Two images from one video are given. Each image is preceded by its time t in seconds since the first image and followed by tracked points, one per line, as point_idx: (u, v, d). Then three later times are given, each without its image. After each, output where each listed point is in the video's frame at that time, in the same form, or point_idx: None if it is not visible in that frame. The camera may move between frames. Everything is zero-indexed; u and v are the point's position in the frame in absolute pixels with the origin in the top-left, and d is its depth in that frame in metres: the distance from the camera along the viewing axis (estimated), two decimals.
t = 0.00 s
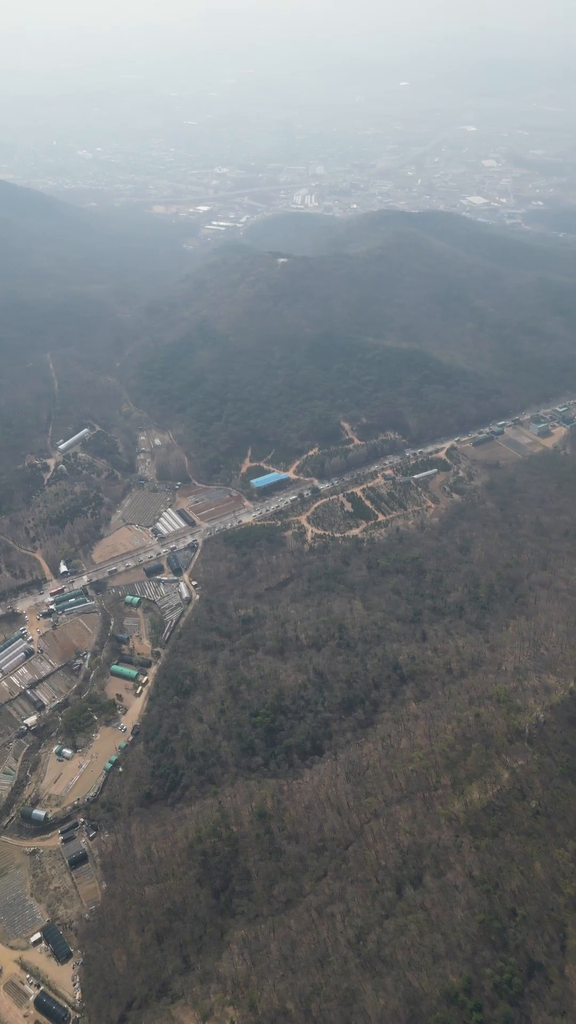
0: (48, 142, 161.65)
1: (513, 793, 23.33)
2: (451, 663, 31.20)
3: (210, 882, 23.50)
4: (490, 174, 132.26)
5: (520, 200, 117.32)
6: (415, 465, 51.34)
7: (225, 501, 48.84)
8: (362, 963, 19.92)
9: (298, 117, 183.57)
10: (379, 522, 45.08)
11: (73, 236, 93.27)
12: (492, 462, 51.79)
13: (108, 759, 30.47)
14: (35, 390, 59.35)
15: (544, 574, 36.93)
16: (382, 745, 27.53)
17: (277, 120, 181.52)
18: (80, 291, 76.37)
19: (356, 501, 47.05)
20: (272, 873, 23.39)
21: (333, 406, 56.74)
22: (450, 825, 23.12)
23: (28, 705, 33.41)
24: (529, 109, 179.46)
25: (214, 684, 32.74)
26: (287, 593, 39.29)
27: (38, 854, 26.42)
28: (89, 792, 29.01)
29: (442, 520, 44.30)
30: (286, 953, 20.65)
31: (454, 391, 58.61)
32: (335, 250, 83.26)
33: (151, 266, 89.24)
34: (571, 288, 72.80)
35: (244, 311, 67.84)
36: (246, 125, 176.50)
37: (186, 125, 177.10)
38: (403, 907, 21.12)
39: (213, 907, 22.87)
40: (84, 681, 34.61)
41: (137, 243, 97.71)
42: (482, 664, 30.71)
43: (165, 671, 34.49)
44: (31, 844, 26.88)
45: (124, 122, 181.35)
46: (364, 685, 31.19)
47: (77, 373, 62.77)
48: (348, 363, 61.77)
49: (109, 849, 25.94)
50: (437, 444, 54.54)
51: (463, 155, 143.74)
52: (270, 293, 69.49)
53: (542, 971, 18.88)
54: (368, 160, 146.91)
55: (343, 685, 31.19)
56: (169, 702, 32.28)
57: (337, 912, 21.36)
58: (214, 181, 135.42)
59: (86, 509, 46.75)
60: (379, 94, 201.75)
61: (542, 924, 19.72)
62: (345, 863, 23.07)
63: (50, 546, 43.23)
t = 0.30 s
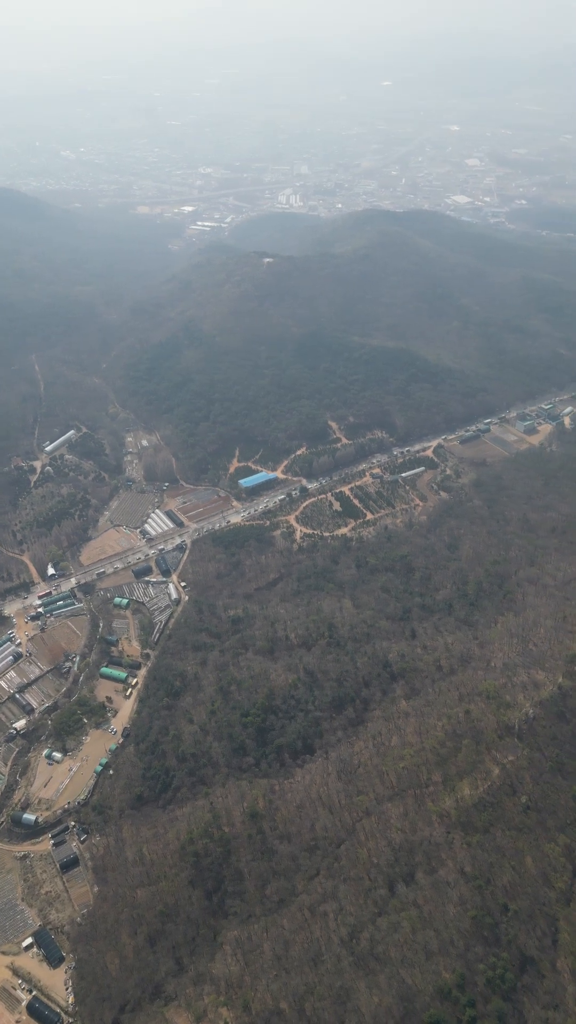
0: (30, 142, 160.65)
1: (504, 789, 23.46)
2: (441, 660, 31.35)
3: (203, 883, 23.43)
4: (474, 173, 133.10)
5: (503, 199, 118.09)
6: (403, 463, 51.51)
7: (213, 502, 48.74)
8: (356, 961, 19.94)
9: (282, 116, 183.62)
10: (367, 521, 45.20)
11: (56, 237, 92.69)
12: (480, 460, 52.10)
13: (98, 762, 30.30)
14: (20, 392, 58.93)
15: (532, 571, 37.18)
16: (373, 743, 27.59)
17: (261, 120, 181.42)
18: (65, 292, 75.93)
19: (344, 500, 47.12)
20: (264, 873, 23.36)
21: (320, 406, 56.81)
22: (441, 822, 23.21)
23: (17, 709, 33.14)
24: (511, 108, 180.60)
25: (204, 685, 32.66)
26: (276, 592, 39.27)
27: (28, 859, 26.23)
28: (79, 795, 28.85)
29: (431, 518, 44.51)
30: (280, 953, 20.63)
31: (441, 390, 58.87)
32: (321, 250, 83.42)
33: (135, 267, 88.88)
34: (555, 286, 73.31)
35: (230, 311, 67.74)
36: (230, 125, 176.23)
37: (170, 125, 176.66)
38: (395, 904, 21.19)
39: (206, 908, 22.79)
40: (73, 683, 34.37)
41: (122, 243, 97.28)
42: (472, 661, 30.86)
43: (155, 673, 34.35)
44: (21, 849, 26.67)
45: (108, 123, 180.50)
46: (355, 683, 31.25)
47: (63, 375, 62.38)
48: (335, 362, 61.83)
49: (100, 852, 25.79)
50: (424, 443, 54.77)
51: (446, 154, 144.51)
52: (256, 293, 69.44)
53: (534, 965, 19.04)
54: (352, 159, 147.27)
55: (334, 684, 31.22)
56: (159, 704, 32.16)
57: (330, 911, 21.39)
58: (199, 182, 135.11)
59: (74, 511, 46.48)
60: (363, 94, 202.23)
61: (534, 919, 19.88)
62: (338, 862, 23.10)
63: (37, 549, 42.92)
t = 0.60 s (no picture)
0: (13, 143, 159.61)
1: (494, 785, 23.60)
2: (431, 658, 31.48)
3: (195, 884, 23.36)
4: (458, 172, 133.90)
5: (487, 198, 118.86)
6: (391, 461, 51.67)
7: (201, 502, 48.61)
8: (349, 959, 19.98)
9: (266, 117, 183.70)
10: (356, 520, 45.30)
11: (40, 238, 92.10)
12: (466, 458, 52.39)
13: (88, 764, 30.13)
14: (5, 394, 58.53)
15: (520, 568, 37.43)
16: (364, 741, 27.65)
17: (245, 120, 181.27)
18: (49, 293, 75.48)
19: (332, 499, 47.18)
20: (257, 874, 23.35)
21: (307, 406, 56.86)
22: (433, 819, 23.33)
23: (5, 713, 32.85)
24: (494, 108, 181.79)
25: (195, 686, 32.57)
26: (266, 592, 39.25)
27: (19, 863, 26.04)
28: (70, 798, 28.66)
29: (419, 516, 44.70)
30: (273, 952, 20.63)
31: (427, 388, 59.11)
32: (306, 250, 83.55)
33: (120, 268, 88.53)
34: (539, 285, 73.86)
35: (216, 311, 67.64)
36: (214, 125, 176.00)
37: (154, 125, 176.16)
38: (388, 901, 21.25)
39: (198, 909, 22.74)
40: (63, 687, 34.14)
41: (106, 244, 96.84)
42: (461, 658, 31.01)
43: (145, 674, 34.21)
44: (12, 854, 26.46)
45: (91, 123, 179.65)
46: (345, 682, 31.31)
47: (48, 377, 61.98)
48: (322, 361, 61.92)
49: (91, 856, 25.64)
50: (411, 441, 54.99)
51: (430, 154, 145.26)
52: (242, 293, 69.39)
53: (527, 960, 19.17)
54: (337, 159, 147.60)
55: (324, 683, 31.25)
56: (149, 706, 32.03)
57: (322, 910, 21.41)
58: (183, 182, 134.82)
59: (61, 513, 46.18)
60: (346, 94, 202.76)
61: (525, 914, 20.03)
62: (330, 861, 23.13)
63: (24, 551, 42.61)
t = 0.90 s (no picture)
0: None
1: (485, 781, 23.74)
2: (420, 655, 31.61)
3: (188, 886, 23.29)
4: (441, 171, 134.57)
5: (471, 197, 119.55)
6: (378, 460, 51.80)
7: (190, 503, 48.49)
8: (343, 958, 20.01)
9: (250, 117, 183.70)
10: (344, 519, 45.39)
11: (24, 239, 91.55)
12: (454, 456, 52.66)
13: (78, 767, 29.95)
14: None
15: (508, 564, 37.67)
16: (355, 739, 27.71)
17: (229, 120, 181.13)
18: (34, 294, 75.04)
19: (321, 498, 47.24)
20: (249, 874, 23.32)
21: (294, 405, 56.92)
22: (424, 815, 23.43)
23: None
24: (476, 108, 182.94)
25: (185, 687, 32.47)
26: (255, 592, 39.22)
27: (10, 868, 25.83)
28: (60, 802, 28.47)
29: (407, 514, 44.88)
30: (266, 952, 20.61)
31: (414, 387, 59.34)
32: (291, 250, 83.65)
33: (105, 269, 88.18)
34: (523, 283, 74.36)
35: (202, 311, 67.51)
36: (198, 125, 175.71)
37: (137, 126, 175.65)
38: (380, 899, 21.31)
39: (191, 910, 22.67)
40: (52, 690, 33.92)
41: (90, 245, 96.42)
42: (450, 655, 31.15)
43: (134, 676, 34.07)
44: (2, 859, 26.26)
45: (74, 124, 178.83)
46: (335, 680, 31.35)
47: (34, 378, 61.58)
48: (308, 361, 61.99)
49: (83, 859, 25.50)
50: (399, 439, 55.21)
51: (414, 153, 145.93)
52: (228, 293, 69.32)
53: (519, 954, 19.31)
54: (321, 159, 147.85)
55: (314, 682, 31.28)
56: (139, 707, 31.90)
57: (315, 908, 21.43)
58: (168, 182, 134.47)
59: (48, 515, 45.89)
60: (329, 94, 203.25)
61: (517, 909, 20.18)
62: (322, 860, 23.15)
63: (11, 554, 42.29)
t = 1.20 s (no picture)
0: None
1: (476, 777, 23.85)
2: (410, 653, 31.74)
3: (180, 887, 23.22)
4: (425, 171, 135.14)
5: (455, 196, 120.18)
6: (366, 459, 51.90)
7: (178, 504, 48.36)
8: (336, 956, 20.04)
9: (234, 117, 183.60)
10: (333, 518, 45.45)
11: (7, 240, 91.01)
12: (441, 454, 52.90)
13: (68, 771, 29.79)
14: None
15: (495, 561, 37.89)
16: (346, 738, 27.76)
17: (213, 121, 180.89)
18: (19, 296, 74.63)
19: (309, 498, 47.27)
20: (241, 874, 23.29)
21: (282, 405, 56.93)
22: (416, 813, 23.51)
23: None
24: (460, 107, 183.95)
25: (175, 688, 32.37)
26: (245, 592, 39.16)
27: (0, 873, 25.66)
28: (51, 805, 28.33)
29: (395, 513, 45.03)
30: (259, 953, 20.60)
31: (400, 386, 59.54)
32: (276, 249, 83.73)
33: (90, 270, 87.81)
34: (508, 281, 74.83)
35: (188, 312, 67.34)
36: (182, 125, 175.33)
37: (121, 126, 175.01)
38: (373, 897, 21.36)
39: (184, 912, 22.60)
40: (41, 694, 33.69)
41: (75, 245, 95.97)
42: (440, 652, 31.29)
43: (124, 678, 33.90)
44: None
45: (57, 124, 177.98)
46: (326, 680, 31.37)
47: (19, 380, 61.22)
48: (295, 361, 62.05)
49: (74, 863, 25.38)
50: (386, 438, 55.41)
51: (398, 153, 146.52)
52: (214, 293, 69.22)
53: (511, 949, 19.42)
54: (306, 158, 148.04)
55: (305, 682, 31.28)
56: (129, 709, 31.75)
57: (308, 907, 21.44)
58: (152, 182, 134.06)
59: (35, 517, 45.60)
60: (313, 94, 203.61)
61: (509, 904, 20.31)
62: (314, 859, 23.17)
63: None
